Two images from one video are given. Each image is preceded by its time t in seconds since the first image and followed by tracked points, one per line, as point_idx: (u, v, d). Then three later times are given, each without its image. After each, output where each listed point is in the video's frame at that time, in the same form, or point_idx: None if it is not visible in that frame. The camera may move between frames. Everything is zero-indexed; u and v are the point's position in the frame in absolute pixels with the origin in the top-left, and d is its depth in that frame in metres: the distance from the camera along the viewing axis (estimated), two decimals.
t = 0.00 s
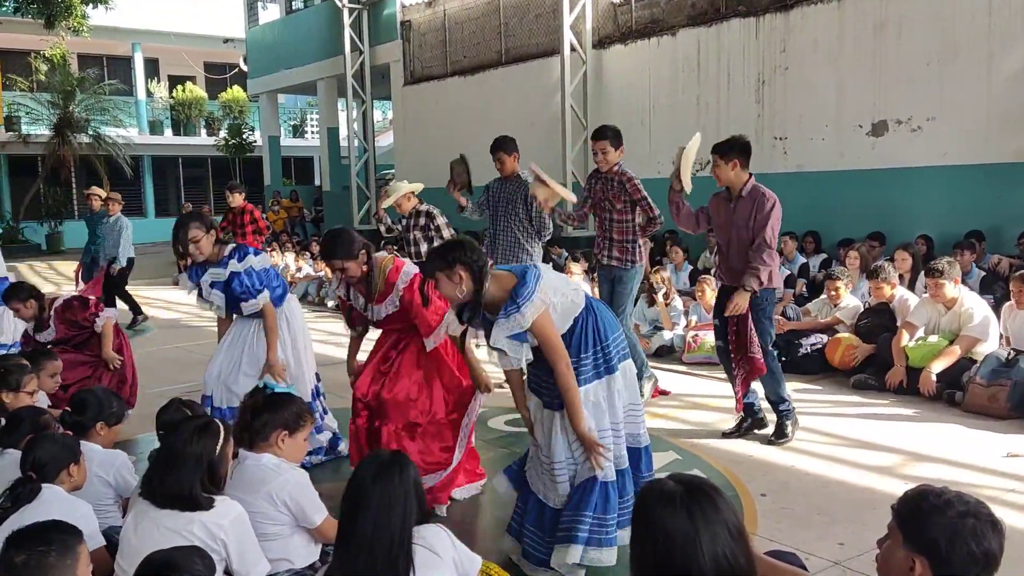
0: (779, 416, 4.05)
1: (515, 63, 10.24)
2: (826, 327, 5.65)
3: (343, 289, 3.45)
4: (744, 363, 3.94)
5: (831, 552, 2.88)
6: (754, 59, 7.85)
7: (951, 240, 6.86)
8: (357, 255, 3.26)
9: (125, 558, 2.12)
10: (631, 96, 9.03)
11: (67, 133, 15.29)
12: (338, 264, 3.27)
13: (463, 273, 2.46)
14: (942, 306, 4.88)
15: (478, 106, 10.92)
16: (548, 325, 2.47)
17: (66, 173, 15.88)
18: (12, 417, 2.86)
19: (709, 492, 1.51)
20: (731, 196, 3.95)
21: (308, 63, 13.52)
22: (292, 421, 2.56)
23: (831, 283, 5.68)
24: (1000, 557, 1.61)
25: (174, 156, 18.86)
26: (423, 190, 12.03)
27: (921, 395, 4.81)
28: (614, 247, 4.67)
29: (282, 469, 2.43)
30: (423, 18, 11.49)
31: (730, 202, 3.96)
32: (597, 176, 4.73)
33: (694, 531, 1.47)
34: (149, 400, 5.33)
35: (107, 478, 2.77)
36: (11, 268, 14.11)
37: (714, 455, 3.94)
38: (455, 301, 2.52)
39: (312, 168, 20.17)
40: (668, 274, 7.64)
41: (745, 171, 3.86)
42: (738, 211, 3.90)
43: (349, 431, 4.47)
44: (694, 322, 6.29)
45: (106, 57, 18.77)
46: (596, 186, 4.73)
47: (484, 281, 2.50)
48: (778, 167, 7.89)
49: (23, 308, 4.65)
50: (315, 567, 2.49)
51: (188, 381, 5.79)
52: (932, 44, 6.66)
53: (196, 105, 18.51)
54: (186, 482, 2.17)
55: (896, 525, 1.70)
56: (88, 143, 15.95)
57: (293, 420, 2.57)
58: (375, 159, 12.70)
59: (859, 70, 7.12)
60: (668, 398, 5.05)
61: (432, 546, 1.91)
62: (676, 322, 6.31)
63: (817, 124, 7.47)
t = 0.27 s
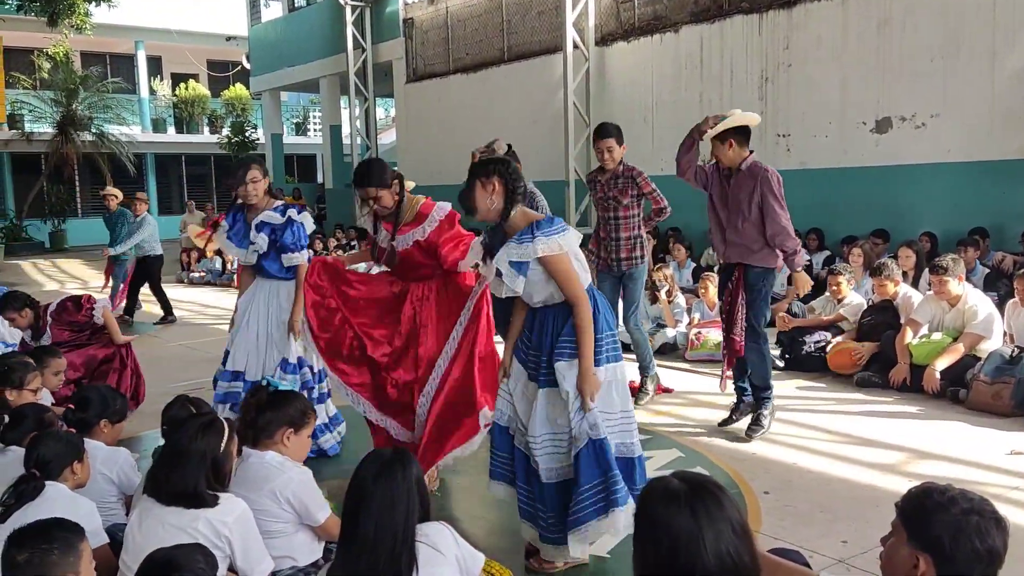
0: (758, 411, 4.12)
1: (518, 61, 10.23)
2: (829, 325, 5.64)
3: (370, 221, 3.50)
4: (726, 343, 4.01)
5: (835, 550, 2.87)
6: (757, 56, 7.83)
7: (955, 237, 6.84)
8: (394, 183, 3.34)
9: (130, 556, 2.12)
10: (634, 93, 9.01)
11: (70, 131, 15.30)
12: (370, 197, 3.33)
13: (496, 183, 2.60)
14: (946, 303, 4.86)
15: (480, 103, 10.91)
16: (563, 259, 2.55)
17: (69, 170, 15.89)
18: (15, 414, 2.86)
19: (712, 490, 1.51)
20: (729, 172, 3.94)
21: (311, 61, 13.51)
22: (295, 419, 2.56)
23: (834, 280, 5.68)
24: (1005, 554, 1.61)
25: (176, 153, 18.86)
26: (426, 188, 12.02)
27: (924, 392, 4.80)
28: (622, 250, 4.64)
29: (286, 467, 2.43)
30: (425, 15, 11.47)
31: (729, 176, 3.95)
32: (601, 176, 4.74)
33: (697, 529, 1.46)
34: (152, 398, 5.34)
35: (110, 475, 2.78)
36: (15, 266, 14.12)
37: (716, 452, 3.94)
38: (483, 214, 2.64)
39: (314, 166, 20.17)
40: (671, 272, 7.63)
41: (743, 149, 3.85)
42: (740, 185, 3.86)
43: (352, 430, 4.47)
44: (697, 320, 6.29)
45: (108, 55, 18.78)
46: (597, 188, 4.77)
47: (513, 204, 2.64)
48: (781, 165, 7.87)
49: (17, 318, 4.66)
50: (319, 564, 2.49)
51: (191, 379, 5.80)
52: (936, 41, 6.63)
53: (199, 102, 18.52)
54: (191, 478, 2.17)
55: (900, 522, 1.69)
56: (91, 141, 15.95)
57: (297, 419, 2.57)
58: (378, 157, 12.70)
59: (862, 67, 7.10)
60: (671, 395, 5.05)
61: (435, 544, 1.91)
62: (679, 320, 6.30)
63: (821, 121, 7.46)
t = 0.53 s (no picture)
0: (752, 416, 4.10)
1: (518, 58, 10.23)
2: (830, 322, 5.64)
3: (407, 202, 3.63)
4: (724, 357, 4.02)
5: (836, 547, 2.87)
6: (759, 53, 7.83)
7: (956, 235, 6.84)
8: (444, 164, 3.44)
9: (131, 555, 2.12)
10: (635, 91, 9.00)
11: (71, 129, 15.29)
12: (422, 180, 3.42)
13: (542, 155, 2.78)
14: (947, 301, 4.86)
15: (481, 100, 10.91)
16: (589, 232, 2.65)
17: (69, 169, 15.89)
18: (16, 412, 2.86)
19: (714, 488, 1.51)
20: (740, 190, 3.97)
21: (311, 58, 13.50)
22: (297, 414, 2.56)
23: (835, 278, 5.67)
24: (1006, 551, 1.61)
25: (177, 151, 18.86)
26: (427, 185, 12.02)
27: (926, 390, 4.80)
28: (625, 268, 4.64)
29: (287, 465, 2.43)
30: (426, 13, 11.46)
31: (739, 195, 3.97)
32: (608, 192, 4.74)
33: (698, 527, 1.46)
34: (154, 395, 5.35)
35: (112, 473, 2.78)
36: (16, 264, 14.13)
37: (717, 450, 3.94)
38: (530, 184, 2.82)
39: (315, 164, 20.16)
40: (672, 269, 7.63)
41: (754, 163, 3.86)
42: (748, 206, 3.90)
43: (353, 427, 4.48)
44: (698, 317, 6.29)
45: (109, 53, 18.78)
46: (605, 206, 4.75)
47: (557, 181, 2.84)
48: (782, 162, 7.87)
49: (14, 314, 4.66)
50: (321, 561, 2.49)
51: (193, 376, 5.80)
52: (938, 38, 6.62)
53: (200, 100, 18.51)
54: (191, 474, 2.16)
55: (902, 520, 1.69)
56: (92, 139, 15.94)
57: (298, 416, 2.57)
58: (378, 155, 12.70)
59: (863, 65, 7.09)
60: (672, 393, 5.05)
61: (437, 542, 1.91)
62: (680, 318, 6.31)
63: (822, 118, 7.45)
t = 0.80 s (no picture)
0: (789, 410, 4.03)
1: (518, 56, 10.22)
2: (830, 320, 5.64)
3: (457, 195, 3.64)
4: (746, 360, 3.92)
5: (836, 545, 2.88)
6: (758, 51, 7.82)
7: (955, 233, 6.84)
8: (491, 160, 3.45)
9: (130, 553, 2.12)
10: (634, 89, 8.99)
11: (70, 127, 15.26)
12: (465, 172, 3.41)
13: (559, 145, 2.79)
14: (946, 299, 4.86)
15: (480, 98, 10.90)
16: (596, 216, 2.67)
17: (69, 167, 15.86)
18: (16, 410, 2.86)
19: (713, 486, 1.51)
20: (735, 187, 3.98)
21: (311, 56, 13.49)
22: (295, 410, 2.57)
23: (835, 275, 5.66)
24: (1004, 548, 1.62)
25: (177, 150, 18.84)
26: (426, 183, 12.01)
27: (925, 388, 4.80)
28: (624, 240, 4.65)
29: (286, 462, 2.43)
30: (425, 11, 11.46)
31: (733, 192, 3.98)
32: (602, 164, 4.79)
33: (698, 524, 1.46)
34: (154, 394, 5.34)
35: (111, 471, 2.78)
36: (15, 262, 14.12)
37: (717, 448, 3.94)
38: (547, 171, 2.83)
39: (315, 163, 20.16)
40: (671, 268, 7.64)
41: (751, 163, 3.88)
42: (747, 202, 3.90)
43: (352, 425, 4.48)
44: (697, 316, 6.29)
45: (108, 51, 18.76)
46: (602, 175, 4.80)
47: (575, 166, 2.80)
48: (782, 160, 7.86)
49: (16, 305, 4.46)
50: (319, 560, 2.49)
51: (193, 375, 5.80)
52: (938, 36, 6.62)
53: (199, 99, 18.50)
54: (191, 471, 2.16)
55: (902, 517, 1.69)
56: (91, 137, 15.91)
57: (294, 413, 2.57)
58: (378, 153, 12.69)
59: (863, 63, 7.09)
60: (671, 391, 5.05)
61: (437, 541, 1.91)
62: (679, 316, 6.31)
63: (821, 116, 7.45)
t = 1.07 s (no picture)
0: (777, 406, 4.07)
1: (517, 55, 10.22)
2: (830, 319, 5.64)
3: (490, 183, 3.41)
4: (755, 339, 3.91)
5: (835, 544, 2.88)
6: (757, 49, 7.82)
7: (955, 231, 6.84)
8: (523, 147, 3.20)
9: (129, 553, 2.12)
10: (634, 88, 8.99)
11: (69, 126, 15.24)
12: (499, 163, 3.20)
13: (570, 171, 2.76)
14: (946, 298, 4.87)
15: (480, 97, 10.90)
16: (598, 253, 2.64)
17: (68, 166, 15.85)
18: (15, 410, 2.85)
19: (712, 485, 1.51)
20: (742, 162, 3.98)
21: (310, 55, 13.48)
22: (291, 409, 2.57)
23: (835, 273, 5.66)
24: (1004, 547, 1.62)
25: (176, 148, 18.83)
26: (426, 182, 12.01)
27: (925, 386, 4.80)
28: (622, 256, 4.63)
29: (285, 462, 2.43)
30: (425, 9, 11.45)
31: (740, 166, 3.98)
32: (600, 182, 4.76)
33: (696, 523, 1.46)
34: (153, 393, 5.34)
35: (110, 471, 2.77)
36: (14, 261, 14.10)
37: (717, 447, 3.94)
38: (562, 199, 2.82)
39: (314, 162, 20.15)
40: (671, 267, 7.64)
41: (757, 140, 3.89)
42: (753, 176, 3.91)
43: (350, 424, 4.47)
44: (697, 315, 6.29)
45: (107, 50, 18.74)
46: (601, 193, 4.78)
47: (588, 191, 2.78)
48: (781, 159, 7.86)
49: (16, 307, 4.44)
50: (319, 560, 2.49)
51: (192, 374, 5.80)
52: (937, 34, 6.61)
53: (198, 98, 18.49)
54: (187, 473, 2.16)
55: (901, 516, 1.68)
56: (90, 136, 15.89)
57: (291, 411, 2.58)
58: (377, 152, 12.68)
59: (862, 62, 7.09)
60: (671, 390, 5.05)
61: (436, 540, 1.91)
62: (679, 315, 6.31)
63: (821, 114, 7.44)
